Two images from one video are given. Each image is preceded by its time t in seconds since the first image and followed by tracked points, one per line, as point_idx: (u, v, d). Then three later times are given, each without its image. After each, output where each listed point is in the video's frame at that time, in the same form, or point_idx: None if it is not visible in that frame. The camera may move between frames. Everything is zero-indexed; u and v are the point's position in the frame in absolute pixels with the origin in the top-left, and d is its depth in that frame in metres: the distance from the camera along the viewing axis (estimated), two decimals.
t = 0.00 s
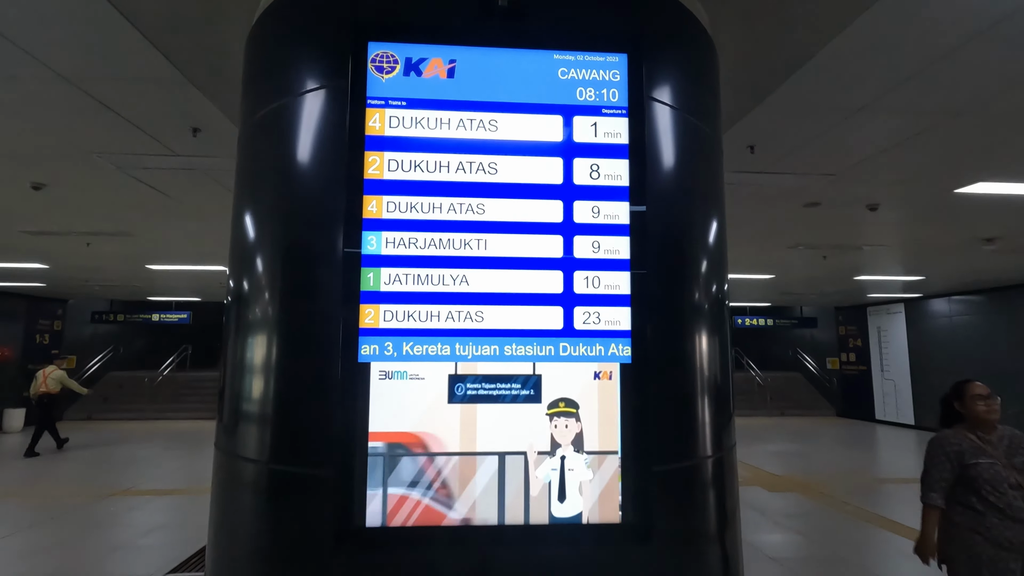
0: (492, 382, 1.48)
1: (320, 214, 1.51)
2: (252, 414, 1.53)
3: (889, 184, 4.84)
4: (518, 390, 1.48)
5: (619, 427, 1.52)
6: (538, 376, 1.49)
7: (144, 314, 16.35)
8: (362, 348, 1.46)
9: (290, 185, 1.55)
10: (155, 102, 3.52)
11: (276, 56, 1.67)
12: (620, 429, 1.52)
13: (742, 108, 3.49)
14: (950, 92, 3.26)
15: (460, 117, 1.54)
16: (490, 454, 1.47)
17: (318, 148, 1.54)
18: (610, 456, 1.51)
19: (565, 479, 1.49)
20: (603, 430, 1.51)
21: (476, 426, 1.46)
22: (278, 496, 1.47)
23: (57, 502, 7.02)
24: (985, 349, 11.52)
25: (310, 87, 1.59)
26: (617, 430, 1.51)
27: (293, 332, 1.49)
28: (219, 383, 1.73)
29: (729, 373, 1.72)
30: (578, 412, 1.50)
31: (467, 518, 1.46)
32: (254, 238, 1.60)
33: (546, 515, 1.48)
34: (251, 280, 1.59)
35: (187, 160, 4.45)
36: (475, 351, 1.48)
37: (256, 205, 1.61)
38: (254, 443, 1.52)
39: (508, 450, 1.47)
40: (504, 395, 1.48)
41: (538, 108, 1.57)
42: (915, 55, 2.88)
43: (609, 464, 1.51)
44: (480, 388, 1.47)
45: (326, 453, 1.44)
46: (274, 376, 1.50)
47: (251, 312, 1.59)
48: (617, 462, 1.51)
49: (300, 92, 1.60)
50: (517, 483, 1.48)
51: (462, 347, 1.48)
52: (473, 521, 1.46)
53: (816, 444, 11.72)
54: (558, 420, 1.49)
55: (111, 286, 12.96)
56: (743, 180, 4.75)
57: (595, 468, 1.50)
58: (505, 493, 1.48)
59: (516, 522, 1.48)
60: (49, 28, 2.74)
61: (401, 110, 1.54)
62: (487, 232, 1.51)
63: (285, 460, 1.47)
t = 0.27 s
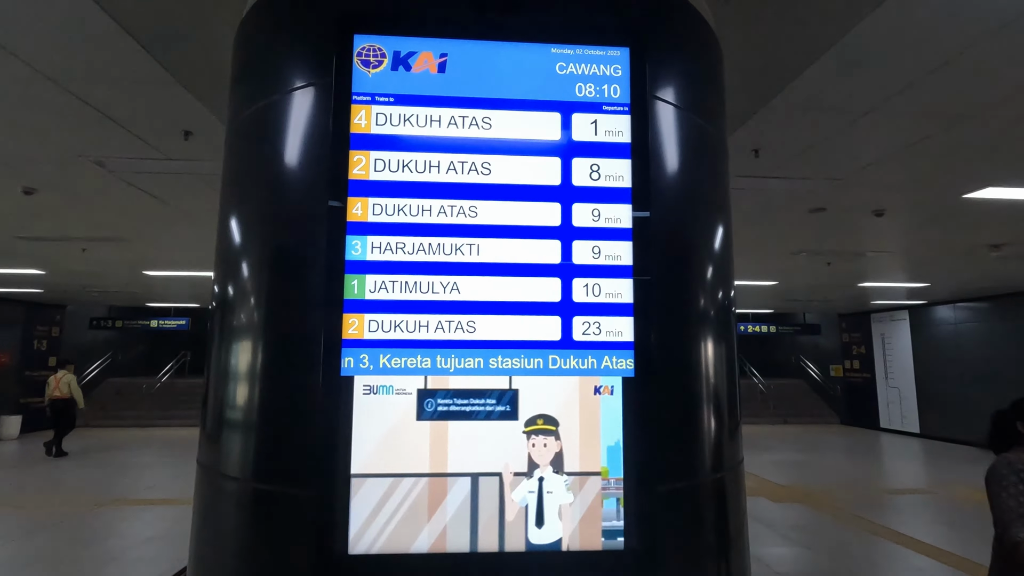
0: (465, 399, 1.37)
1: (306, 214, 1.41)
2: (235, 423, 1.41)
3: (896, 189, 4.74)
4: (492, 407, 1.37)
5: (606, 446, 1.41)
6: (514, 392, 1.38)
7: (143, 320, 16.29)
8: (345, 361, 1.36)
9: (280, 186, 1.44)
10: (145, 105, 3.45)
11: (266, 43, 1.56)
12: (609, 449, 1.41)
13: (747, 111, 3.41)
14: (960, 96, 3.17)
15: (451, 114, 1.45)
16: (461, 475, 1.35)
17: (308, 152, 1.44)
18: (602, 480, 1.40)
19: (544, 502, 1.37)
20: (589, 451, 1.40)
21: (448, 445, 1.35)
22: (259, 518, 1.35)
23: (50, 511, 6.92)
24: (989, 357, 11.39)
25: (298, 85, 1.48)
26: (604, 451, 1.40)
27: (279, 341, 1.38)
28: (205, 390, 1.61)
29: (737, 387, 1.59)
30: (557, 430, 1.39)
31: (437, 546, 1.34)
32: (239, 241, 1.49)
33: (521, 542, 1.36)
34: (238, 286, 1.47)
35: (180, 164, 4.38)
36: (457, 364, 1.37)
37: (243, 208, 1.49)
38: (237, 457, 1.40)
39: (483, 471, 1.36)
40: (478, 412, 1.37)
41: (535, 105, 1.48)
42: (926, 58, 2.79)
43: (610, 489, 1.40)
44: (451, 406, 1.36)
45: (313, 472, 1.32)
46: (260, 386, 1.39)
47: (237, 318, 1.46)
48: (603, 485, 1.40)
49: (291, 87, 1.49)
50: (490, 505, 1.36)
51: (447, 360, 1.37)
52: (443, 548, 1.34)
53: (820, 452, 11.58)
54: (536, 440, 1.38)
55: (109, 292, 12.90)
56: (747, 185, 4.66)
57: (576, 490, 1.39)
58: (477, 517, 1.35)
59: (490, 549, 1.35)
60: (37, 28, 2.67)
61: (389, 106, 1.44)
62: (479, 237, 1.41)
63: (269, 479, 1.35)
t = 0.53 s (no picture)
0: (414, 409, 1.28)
1: (291, 213, 1.34)
2: (219, 430, 1.33)
3: (897, 194, 4.69)
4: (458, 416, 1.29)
5: (555, 458, 1.31)
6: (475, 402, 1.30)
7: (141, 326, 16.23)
8: (326, 368, 1.29)
9: (268, 187, 1.37)
10: (136, 108, 3.41)
11: (250, 34, 1.50)
12: (558, 461, 1.31)
13: (747, 114, 3.35)
14: (963, 100, 3.13)
15: (440, 109, 1.39)
16: (385, 487, 1.26)
17: (296, 154, 1.37)
18: (595, 495, 1.33)
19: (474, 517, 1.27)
20: (559, 464, 1.31)
21: (377, 456, 1.26)
22: (243, 535, 1.27)
23: (42, 518, 6.84)
24: (992, 364, 11.30)
25: (287, 82, 1.41)
26: (553, 463, 1.31)
27: (263, 346, 1.30)
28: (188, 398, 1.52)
29: (739, 397, 1.52)
30: (488, 441, 1.29)
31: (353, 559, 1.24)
32: (225, 246, 1.41)
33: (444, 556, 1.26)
34: (223, 290, 1.39)
35: (173, 168, 4.33)
36: (434, 371, 1.30)
37: (226, 212, 1.42)
38: (221, 469, 1.31)
39: (409, 484, 1.26)
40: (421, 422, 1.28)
41: (527, 101, 1.42)
42: (929, 60, 2.74)
43: (609, 502, 1.33)
44: (405, 415, 1.28)
45: (293, 486, 1.25)
46: (245, 393, 1.30)
47: (222, 325, 1.38)
48: (546, 500, 1.30)
49: (278, 85, 1.42)
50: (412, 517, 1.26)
51: (432, 366, 1.30)
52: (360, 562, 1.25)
53: (822, 459, 11.47)
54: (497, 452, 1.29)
55: (107, 298, 12.86)
56: (747, 189, 4.60)
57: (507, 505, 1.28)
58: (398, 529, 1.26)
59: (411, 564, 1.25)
60: (23, 28, 2.62)
61: (374, 101, 1.39)
62: (468, 237, 1.35)
63: (251, 491, 1.27)
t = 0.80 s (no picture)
0: (410, 416, 1.26)
1: (283, 214, 1.31)
2: (209, 437, 1.28)
3: (899, 199, 4.67)
4: (454, 424, 1.26)
5: (554, 466, 1.29)
6: (478, 413, 1.27)
7: (141, 331, 16.20)
8: (316, 373, 1.26)
9: (262, 189, 1.33)
10: (133, 111, 3.39)
11: (245, 33, 1.47)
12: (556, 469, 1.29)
13: (747, 118, 3.33)
14: (964, 104, 3.11)
15: (433, 109, 1.37)
16: (374, 498, 1.23)
17: (289, 155, 1.34)
18: (593, 505, 1.30)
19: (479, 529, 1.25)
20: (559, 472, 1.29)
21: (368, 465, 1.24)
22: (232, 546, 1.22)
23: (37, 525, 6.77)
24: (995, 370, 11.23)
25: (281, 83, 1.38)
26: (551, 471, 1.29)
27: (255, 351, 1.27)
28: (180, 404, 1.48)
29: (740, 404, 1.48)
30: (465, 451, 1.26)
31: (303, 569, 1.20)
32: (218, 249, 1.37)
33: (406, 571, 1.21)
34: (216, 295, 1.36)
35: (171, 172, 4.31)
36: (420, 377, 1.26)
37: (218, 215, 1.39)
38: (210, 476, 1.27)
39: (386, 490, 1.23)
40: (420, 430, 1.25)
41: (523, 101, 1.39)
42: (931, 64, 2.72)
43: (607, 513, 1.30)
44: (399, 423, 1.25)
45: (281, 495, 1.21)
46: (236, 400, 1.27)
47: (213, 330, 1.35)
48: (542, 510, 1.28)
49: (271, 86, 1.39)
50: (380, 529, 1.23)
51: (424, 372, 1.27)
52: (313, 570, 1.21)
53: (824, 466, 11.38)
54: (501, 459, 1.27)
55: (106, 303, 12.84)
56: (748, 194, 4.58)
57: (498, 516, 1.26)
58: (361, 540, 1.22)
59: None
60: (19, 32, 2.61)
61: (366, 101, 1.36)
62: (461, 240, 1.32)
63: (239, 500, 1.23)
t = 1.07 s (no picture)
0: (411, 422, 1.24)
1: (282, 217, 1.30)
2: (208, 442, 1.26)
3: (902, 204, 4.65)
4: (456, 430, 1.24)
5: (560, 472, 1.27)
6: (481, 419, 1.25)
7: (141, 336, 16.18)
8: (316, 378, 1.24)
9: (263, 191, 1.32)
10: (134, 115, 3.38)
11: (247, 36, 1.46)
12: (562, 476, 1.27)
13: (749, 122, 3.32)
14: (968, 108, 3.09)
15: (436, 111, 1.36)
16: (374, 506, 1.20)
17: (290, 159, 1.32)
18: (597, 513, 1.27)
19: (496, 538, 1.23)
20: (565, 479, 1.27)
21: (369, 472, 1.21)
22: (230, 553, 1.20)
23: (34, 530, 6.74)
24: (997, 376, 11.19)
25: (281, 85, 1.37)
26: (557, 478, 1.27)
27: (255, 355, 1.25)
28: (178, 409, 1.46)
29: (745, 410, 1.46)
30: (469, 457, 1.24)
31: None
32: (217, 253, 1.35)
33: None
34: (214, 299, 1.34)
35: (171, 176, 4.30)
36: (424, 382, 1.25)
37: (219, 218, 1.37)
38: (209, 481, 1.25)
39: (396, 500, 1.21)
40: (421, 436, 1.23)
41: (526, 102, 1.38)
42: (934, 68, 2.71)
43: (611, 521, 1.27)
44: (399, 429, 1.23)
45: (278, 502, 1.19)
46: (236, 405, 1.25)
47: (210, 334, 1.33)
48: (545, 518, 1.25)
49: (272, 88, 1.37)
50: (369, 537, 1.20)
51: (425, 377, 1.25)
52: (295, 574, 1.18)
53: (827, 473, 11.32)
54: (506, 466, 1.25)
55: (107, 307, 12.83)
56: (750, 198, 4.56)
57: (499, 524, 1.23)
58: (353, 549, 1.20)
59: None
60: (20, 36, 2.61)
61: (368, 103, 1.35)
62: (464, 243, 1.30)
63: (237, 507, 1.20)
